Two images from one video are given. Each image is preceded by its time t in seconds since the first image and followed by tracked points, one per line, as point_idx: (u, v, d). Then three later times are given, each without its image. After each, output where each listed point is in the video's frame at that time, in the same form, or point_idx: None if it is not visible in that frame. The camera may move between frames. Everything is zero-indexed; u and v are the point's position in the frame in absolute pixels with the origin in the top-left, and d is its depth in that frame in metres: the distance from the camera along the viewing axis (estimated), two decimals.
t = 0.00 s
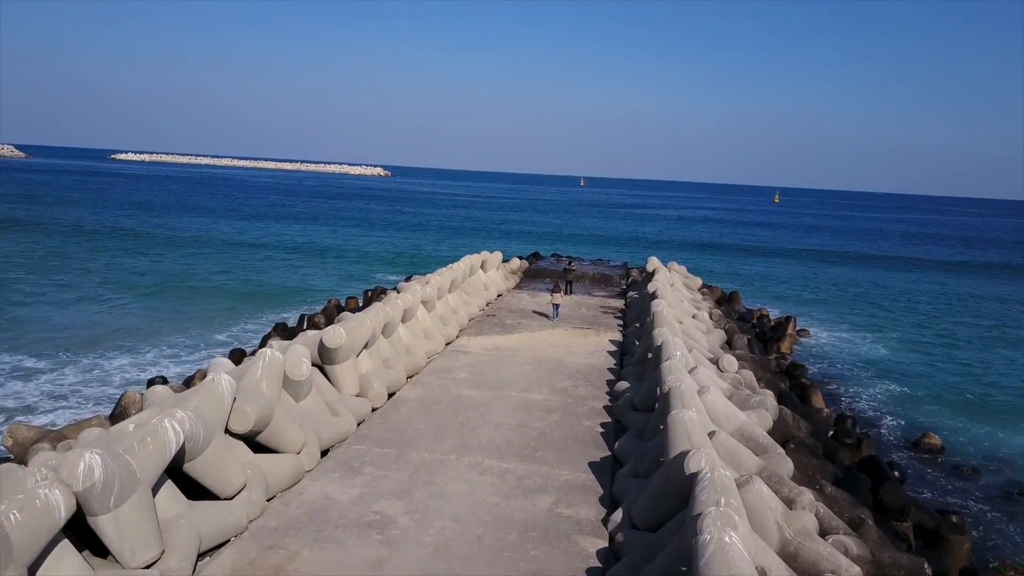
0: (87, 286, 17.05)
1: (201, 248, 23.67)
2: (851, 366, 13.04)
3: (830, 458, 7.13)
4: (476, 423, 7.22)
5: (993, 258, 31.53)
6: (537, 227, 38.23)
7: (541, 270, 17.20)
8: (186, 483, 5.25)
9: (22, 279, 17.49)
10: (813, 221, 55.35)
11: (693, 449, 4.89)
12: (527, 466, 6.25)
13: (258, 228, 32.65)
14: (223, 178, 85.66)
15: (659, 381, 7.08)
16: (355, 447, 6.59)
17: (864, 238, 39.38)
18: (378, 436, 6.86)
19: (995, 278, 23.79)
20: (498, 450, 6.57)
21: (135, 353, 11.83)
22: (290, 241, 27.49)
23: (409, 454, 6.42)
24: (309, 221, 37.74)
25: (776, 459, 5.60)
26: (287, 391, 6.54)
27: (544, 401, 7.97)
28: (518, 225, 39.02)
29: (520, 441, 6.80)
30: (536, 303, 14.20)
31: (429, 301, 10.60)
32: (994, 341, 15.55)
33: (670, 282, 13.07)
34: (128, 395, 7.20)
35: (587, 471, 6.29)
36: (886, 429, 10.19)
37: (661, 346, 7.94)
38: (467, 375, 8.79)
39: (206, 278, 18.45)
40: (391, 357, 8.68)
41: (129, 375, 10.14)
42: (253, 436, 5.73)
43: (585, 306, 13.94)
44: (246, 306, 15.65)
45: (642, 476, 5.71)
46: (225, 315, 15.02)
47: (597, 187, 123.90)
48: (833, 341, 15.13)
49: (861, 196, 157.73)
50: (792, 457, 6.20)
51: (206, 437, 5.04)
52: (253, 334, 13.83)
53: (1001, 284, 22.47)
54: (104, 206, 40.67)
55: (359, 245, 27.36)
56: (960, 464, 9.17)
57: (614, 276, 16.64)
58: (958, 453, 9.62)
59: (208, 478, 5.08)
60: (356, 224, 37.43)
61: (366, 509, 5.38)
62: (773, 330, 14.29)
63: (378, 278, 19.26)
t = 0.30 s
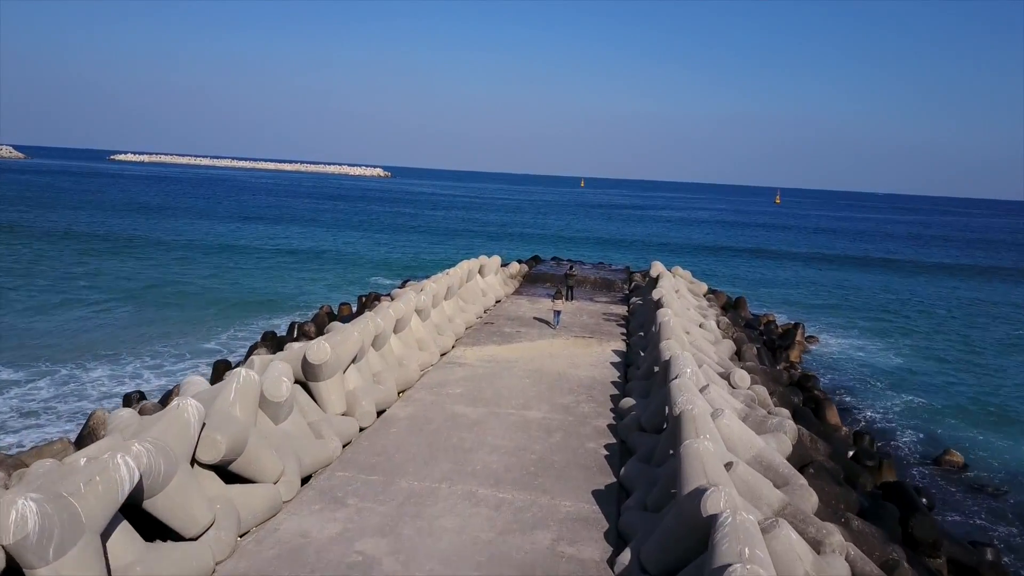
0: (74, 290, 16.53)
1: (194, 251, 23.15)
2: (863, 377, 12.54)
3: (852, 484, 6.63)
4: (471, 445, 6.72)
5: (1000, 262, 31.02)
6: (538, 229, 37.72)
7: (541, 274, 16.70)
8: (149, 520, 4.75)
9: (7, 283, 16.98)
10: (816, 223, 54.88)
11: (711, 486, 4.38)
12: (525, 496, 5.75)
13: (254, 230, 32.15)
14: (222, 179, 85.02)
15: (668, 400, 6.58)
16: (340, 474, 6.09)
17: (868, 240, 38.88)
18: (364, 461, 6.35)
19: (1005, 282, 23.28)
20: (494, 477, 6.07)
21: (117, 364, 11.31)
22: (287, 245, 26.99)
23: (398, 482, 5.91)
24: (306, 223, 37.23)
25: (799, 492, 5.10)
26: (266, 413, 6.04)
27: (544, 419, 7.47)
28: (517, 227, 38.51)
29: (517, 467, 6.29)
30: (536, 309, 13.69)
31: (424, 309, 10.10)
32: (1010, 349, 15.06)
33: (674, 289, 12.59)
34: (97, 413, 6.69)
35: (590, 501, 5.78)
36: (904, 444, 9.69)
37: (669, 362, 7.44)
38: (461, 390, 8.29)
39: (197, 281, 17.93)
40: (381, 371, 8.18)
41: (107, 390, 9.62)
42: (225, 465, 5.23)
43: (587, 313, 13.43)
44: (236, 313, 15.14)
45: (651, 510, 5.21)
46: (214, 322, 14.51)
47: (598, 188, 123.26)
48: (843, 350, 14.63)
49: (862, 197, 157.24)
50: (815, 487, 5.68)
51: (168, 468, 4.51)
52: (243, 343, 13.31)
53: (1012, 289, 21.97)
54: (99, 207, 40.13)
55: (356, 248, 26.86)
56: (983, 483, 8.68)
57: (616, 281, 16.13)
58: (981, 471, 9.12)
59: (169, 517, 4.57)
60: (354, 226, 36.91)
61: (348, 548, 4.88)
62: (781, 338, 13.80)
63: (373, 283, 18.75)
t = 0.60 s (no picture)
0: (60, 295, 16.02)
1: (186, 254, 22.61)
2: (877, 388, 12.03)
3: (877, 513, 6.14)
4: (465, 470, 6.21)
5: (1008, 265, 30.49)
6: (538, 232, 37.23)
7: (541, 278, 16.18)
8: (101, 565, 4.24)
9: None
10: (819, 224, 54.31)
11: (732, 530, 3.88)
12: (522, 532, 5.24)
13: (250, 233, 31.66)
14: (220, 180, 84.70)
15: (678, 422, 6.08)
16: (321, 504, 5.58)
17: (873, 242, 38.37)
18: (349, 490, 5.83)
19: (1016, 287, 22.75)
20: (488, 509, 5.56)
21: (96, 376, 10.79)
22: (281, 248, 26.50)
23: (383, 515, 5.41)
24: (303, 226, 36.71)
25: (826, 532, 4.60)
26: (240, 438, 5.54)
27: (543, 440, 6.96)
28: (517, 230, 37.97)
29: (514, 496, 5.79)
30: (536, 316, 13.17)
31: (417, 319, 9.61)
32: None
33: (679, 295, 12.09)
34: (60, 436, 6.18)
35: (594, 536, 5.28)
36: (925, 460, 9.19)
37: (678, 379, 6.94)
38: (456, 407, 7.77)
39: (187, 286, 17.42)
40: (369, 386, 7.68)
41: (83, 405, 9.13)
42: (190, 500, 4.72)
43: (588, 320, 12.91)
44: (225, 320, 14.61)
45: (660, 550, 4.71)
46: (203, 330, 14.00)
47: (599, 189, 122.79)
48: (853, 359, 14.13)
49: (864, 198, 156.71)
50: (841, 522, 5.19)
51: (120, 510, 4.00)
52: (231, 352, 12.79)
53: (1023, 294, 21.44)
54: (94, 209, 39.66)
55: (352, 252, 26.37)
56: (1011, 503, 8.18)
57: (618, 286, 15.63)
58: (1007, 489, 8.62)
59: (122, 563, 4.06)
60: (351, 229, 36.41)
61: None
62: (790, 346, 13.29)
63: (368, 288, 18.23)
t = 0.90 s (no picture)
0: (46, 300, 15.54)
1: (178, 257, 22.12)
2: (891, 400, 11.54)
3: (906, 546, 5.66)
4: (457, 500, 5.71)
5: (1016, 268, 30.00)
6: (538, 234, 36.76)
7: (540, 283, 15.68)
8: None
9: None
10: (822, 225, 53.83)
11: None
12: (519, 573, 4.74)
13: (246, 235, 31.18)
14: (219, 182, 84.07)
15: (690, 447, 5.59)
16: (298, 539, 5.09)
17: (878, 245, 37.84)
18: (330, 522, 5.34)
19: None
20: (482, 544, 5.06)
21: (75, 389, 10.29)
22: (277, 251, 26.03)
23: (367, 552, 4.92)
24: (300, 228, 36.19)
25: None
26: (210, 467, 5.05)
27: (543, 464, 6.46)
28: (517, 232, 37.47)
29: (511, 530, 5.29)
30: (536, 323, 12.67)
31: (410, 328, 9.13)
32: None
33: (684, 302, 11.60)
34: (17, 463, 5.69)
35: None
36: (947, 477, 8.69)
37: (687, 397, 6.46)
38: (449, 425, 7.28)
39: (178, 291, 16.94)
40: (357, 403, 7.20)
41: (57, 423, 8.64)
42: (149, 541, 4.23)
43: (590, 327, 12.41)
44: (214, 326, 14.13)
45: None
46: (191, 337, 13.51)
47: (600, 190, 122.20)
48: (864, 367, 13.64)
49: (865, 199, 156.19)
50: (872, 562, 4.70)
51: (57, 567, 3.53)
52: (219, 362, 12.30)
53: None
54: (90, 211, 39.21)
55: (349, 255, 25.90)
56: None
57: (620, 290, 15.14)
58: None
59: None
60: (349, 231, 35.95)
61: None
62: (799, 354, 12.79)
63: (363, 293, 17.72)
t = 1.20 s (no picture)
0: (28, 305, 15.04)
1: (169, 260, 21.66)
2: (907, 414, 11.02)
3: None
4: (446, 533, 5.22)
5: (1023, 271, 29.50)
6: (538, 238, 36.27)
7: (540, 287, 15.17)
8: None
9: None
10: (824, 227, 53.34)
11: None
12: None
13: (241, 239, 30.69)
14: (217, 183, 83.68)
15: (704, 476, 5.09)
16: None
17: (882, 247, 37.32)
18: (306, 561, 4.83)
19: None
20: None
21: (49, 402, 9.79)
22: (271, 254, 25.53)
23: None
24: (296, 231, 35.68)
25: None
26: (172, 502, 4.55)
27: (542, 491, 5.96)
28: (516, 235, 36.97)
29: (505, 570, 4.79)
30: (535, 330, 12.16)
31: (402, 339, 8.64)
32: None
33: (690, 310, 11.10)
34: None
35: None
36: (971, 496, 8.20)
37: (698, 419, 5.96)
38: (442, 446, 6.78)
39: (166, 295, 16.44)
40: (342, 422, 6.71)
41: (23, 442, 8.13)
42: None
43: (592, 335, 11.90)
44: (201, 332, 13.61)
45: None
46: (176, 345, 13.01)
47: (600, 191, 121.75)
48: (876, 377, 13.15)
49: (867, 199, 155.65)
50: None
51: None
52: (204, 372, 11.79)
53: None
54: (84, 212, 38.71)
55: (344, 258, 25.39)
56: None
57: (622, 295, 14.64)
58: None
59: None
60: (346, 233, 35.44)
61: None
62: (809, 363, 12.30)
63: (357, 298, 17.21)
